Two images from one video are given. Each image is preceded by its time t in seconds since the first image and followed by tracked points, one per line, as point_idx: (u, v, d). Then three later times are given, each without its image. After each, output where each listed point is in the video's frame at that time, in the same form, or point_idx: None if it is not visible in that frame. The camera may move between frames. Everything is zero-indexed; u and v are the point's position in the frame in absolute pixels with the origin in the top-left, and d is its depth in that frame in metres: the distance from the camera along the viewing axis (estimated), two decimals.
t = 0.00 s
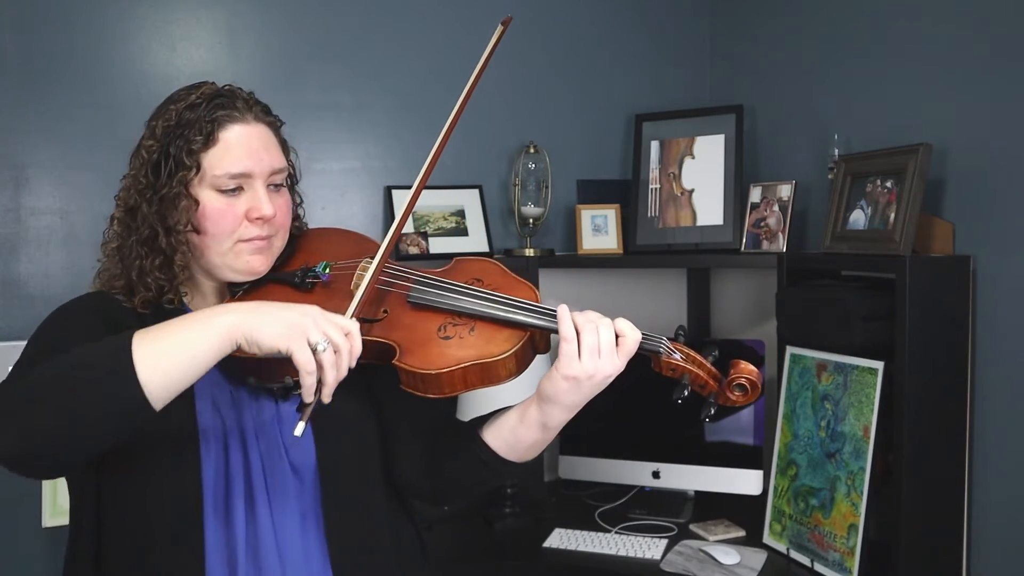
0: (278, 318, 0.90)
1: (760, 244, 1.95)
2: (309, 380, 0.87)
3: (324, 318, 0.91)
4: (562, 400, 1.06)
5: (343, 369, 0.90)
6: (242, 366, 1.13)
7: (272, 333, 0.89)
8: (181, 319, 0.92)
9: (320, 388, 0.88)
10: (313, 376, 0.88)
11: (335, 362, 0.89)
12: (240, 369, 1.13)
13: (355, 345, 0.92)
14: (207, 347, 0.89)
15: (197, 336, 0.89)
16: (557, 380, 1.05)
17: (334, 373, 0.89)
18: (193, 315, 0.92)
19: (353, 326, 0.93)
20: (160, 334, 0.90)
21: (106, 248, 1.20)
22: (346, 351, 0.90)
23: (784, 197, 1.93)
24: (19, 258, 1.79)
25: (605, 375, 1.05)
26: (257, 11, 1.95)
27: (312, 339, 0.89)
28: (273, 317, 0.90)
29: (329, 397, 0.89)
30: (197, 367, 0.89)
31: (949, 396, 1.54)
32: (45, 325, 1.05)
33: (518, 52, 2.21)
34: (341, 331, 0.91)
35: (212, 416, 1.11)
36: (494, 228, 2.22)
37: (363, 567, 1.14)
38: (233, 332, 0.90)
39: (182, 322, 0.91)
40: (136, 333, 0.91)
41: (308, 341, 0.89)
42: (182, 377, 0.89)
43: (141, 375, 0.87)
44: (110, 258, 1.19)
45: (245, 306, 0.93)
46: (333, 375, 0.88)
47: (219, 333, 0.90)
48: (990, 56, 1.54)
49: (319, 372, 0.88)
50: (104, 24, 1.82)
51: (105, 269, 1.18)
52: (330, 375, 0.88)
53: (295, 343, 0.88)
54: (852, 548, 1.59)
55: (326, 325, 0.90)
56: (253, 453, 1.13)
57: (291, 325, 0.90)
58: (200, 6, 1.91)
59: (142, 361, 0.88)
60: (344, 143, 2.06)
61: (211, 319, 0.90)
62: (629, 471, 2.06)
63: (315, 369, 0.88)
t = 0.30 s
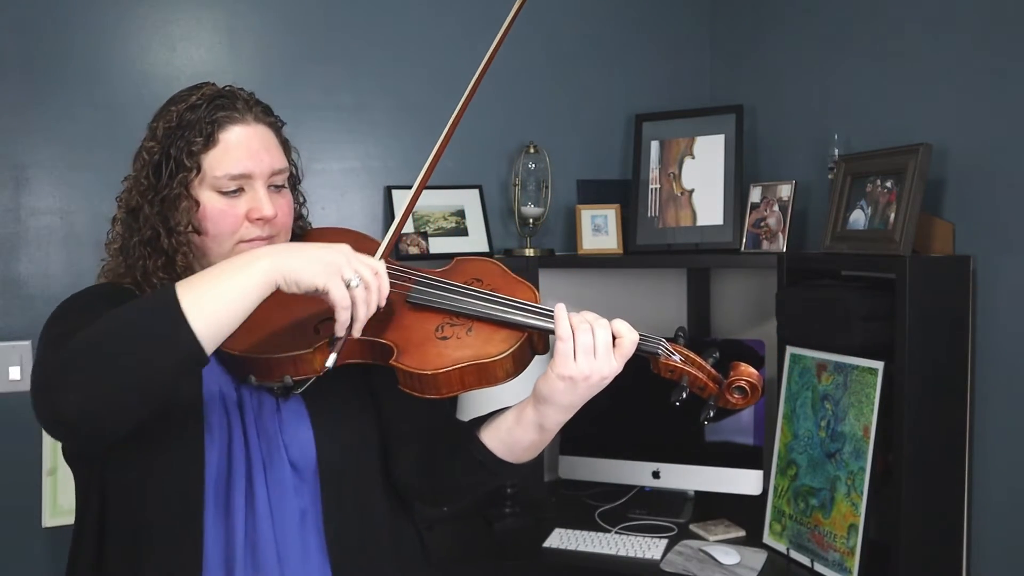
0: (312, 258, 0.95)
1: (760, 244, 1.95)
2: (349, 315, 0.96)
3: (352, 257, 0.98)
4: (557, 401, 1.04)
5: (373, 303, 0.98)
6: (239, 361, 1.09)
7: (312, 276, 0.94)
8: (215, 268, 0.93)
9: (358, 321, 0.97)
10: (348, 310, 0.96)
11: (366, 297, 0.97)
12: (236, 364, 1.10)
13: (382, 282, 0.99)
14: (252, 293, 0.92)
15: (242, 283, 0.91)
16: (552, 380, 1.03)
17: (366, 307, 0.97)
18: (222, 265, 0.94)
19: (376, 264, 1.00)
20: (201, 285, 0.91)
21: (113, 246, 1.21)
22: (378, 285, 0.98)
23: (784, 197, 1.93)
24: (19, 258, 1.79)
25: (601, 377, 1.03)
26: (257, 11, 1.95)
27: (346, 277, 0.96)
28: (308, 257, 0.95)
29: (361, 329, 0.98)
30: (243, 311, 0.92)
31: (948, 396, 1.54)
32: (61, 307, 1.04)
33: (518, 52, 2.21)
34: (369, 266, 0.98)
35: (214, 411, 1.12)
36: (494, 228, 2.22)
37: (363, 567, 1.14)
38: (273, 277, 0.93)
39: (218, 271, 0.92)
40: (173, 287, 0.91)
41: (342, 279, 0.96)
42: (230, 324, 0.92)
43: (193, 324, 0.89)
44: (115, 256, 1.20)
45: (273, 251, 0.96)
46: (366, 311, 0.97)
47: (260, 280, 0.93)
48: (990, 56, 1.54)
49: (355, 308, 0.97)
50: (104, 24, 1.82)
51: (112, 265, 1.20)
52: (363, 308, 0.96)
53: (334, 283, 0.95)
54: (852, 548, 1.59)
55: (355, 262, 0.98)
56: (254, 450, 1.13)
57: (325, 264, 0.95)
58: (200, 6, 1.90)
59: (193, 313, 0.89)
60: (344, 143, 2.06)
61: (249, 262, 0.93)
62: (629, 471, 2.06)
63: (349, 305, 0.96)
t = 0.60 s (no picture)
0: (326, 270, 0.98)
1: (760, 244, 1.95)
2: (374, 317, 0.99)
3: (362, 261, 1.01)
4: (575, 393, 1.07)
5: (394, 299, 1.01)
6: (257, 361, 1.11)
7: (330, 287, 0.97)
8: (232, 286, 0.95)
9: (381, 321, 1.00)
10: (376, 312, 0.99)
11: (387, 294, 1.00)
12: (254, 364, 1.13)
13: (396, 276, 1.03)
14: (274, 309, 0.95)
15: (262, 301, 0.94)
16: (572, 371, 1.06)
17: (389, 304, 1.00)
18: (237, 282, 0.96)
19: (387, 260, 1.03)
20: (221, 305, 0.93)
21: (121, 247, 1.20)
22: (394, 284, 1.01)
23: (784, 198, 1.93)
24: (19, 259, 1.79)
25: (619, 369, 1.06)
26: (257, 11, 1.95)
27: (363, 282, 0.99)
28: (321, 269, 0.98)
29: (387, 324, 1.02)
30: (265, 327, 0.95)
31: (949, 396, 1.54)
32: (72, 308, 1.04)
33: (518, 53, 2.21)
34: (382, 266, 1.01)
35: (230, 411, 1.12)
36: (494, 228, 2.22)
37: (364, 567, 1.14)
38: (291, 292, 0.96)
39: (235, 288, 0.95)
40: (190, 309, 0.93)
41: (359, 285, 0.99)
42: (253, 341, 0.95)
43: (213, 347, 0.92)
44: (124, 257, 1.18)
45: (285, 264, 0.98)
46: (390, 307, 1.01)
47: (279, 295, 0.95)
48: (990, 56, 1.54)
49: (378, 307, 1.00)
50: (104, 24, 1.82)
51: (119, 267, 1.18)
52: (387, 306, 1.00)
53: (353, 289, 0.98)
54: (852, 548, 1.59)
55: (368, 264, 1.01)
56: (271, 449, 1.13)
57: (340, 275, 0.98)
58: (201, 7, 1.90)
59: (218, 337, 0.92)
60: (344, 143, 2.06)
61: (264, 284, 0.95)
62: (629, 471, 2.06)
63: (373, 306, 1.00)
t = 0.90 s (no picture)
0: (340, 297, 0.98)
1: (760, 244, 1.95)
2: (391, 344, 0.98)
3: (378, 287, 1.01)
4: (598, 382, 1.12)
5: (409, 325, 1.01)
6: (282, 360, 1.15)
7: (343, 313, 0.97)
8: (246, 312, 0.96)
9: (397, 348, 1.00)
10: (392, 338, 0.99)
11: (402, 320, 1.00)
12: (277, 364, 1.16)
13: (411, 301, 1.03)
14: (285, 335, 0.95)
15: (274, 327, 0.95)
16: (596, 361, 1.10)
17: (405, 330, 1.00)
18: (252, 307, 0.97)
19: (403, 285, 1.03)
20: (233, 330, 0.94)
21: (140, 245, 1.21)
22: (408, 310, 1.01)
23: (784, 198, 1.93)
24: (19, 258, 1.79)
25: (641, 361, 1.10)
26: (257, 10, 1.95)
27: (378, 308, 0.99)
28: (336, 296, 0.98)
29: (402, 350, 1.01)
30: (276, 353, 0.95)
31: (948, 396, 1.55)
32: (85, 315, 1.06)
33: (519, 53, 2.21)
34: (397, 293, 1.02)
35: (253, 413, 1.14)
36: (494, 228, 2.22)
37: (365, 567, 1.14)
38: (303, 318, 0.97)
39: (248, 314, 0.95)
40: (202, 332, 0.94)
41: (375, 311, 0.99)
42: (262, 366, 0.95)
43: (221, 370, 0.92)
44: (145, 256, 1.19)
45: (300, 291, 0.99)
46: (406, 333, 1.01)
47: (290, 322, 0.96)
48: (989, 56, 1.54)
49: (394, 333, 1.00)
50: (103, 24, 1.82)
51: (139, 266, 1.19)
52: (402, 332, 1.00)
53: (367, 315, 0.98)
54: (852, 548, 1.59)
55: (383, 291, 1.01)
56: (295, 451, 1.15)
57: (355, 302, 0.98)
58: (201, 6, 1.90)
59: (228, 362, 0.92)
60: (344, 143, 2.06)
61: (277, 310, 0.96)
62: (629, 471, 2.06)
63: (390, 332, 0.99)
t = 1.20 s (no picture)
0: (360, 321, 0.99)
1: (760, 244, 1.95)
2: (413, 367, 0.98)
3: (399, 309, 1.01)
4: (621, 375, 1.15)
5: (431, 348, 1.01)
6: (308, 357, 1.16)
7: (363, 337, 0.98)
8: (266, 335, 0.97)
9: (418, 371, 0.99)
10: (414, 361, 0.98)
11: (423, 343, 1.00)
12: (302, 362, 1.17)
13: (433, 324, 1.02)
14: (303, 358, 0.96)
15: (292, 351, 0.96)
16: (620, 356, 1.13)
17: (426, 353, 1.00)
18: (274, 330, 0.98)
19: (426, 309, 1.03)
20: (252, 352, 0.95)
21: (165, 244, 1.21)
22: (430, 333, 1.01)
23: (784, 197, 1.93)
24: (19, 258, 1.79)
25: (663, 356, 1.14)
26: (257, 10, 1.95)
27: (399, 332, 0.99)
28: (355, 321, 0.99)
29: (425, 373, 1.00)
30: (295, 376, 0.97)
31: (948, 395, 1.54)
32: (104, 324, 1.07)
33: (519, 54, 2.21)
34: (419, 316, 1.01)
35: (286, 418, 1.15)
36: (494, 227, 2.22)
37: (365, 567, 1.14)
38: (322, 342, 0.97)
39: (268, 337, 0.97)
40: (222, 353, 0.96)
41: (396, 334, 0.99)
42: (280, 388, 0.96)
43: (238, 392, 0.94)
44: (169, 255, 1.19)
45: (323, 316, 1.00)
46: (428, 356, 1.00)
47: (309, 345, 0.97)
48: (990, 57, 1.54)
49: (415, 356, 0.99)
50: (103, 24, 1.82)
51: (162, 265, 1.19)
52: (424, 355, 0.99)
53: (388, 338, 0.98)
54: (852, 548, 1.59)
55: (404, 314, 1.01)
56: (327, 455, 1.17)
57: (375, 325, 0.99)
58: (201, 6, 1.90)
59: (243, 385, 0.94)
60: (343, 143, 2.06)
61: (297, 334, 0.97)
62: (629, 471, 2.06)
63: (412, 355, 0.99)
